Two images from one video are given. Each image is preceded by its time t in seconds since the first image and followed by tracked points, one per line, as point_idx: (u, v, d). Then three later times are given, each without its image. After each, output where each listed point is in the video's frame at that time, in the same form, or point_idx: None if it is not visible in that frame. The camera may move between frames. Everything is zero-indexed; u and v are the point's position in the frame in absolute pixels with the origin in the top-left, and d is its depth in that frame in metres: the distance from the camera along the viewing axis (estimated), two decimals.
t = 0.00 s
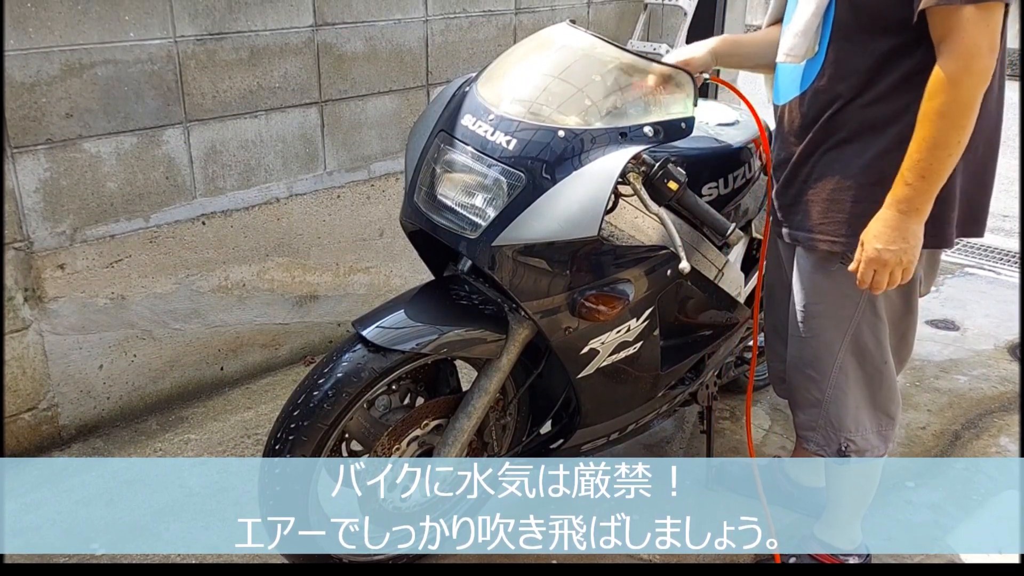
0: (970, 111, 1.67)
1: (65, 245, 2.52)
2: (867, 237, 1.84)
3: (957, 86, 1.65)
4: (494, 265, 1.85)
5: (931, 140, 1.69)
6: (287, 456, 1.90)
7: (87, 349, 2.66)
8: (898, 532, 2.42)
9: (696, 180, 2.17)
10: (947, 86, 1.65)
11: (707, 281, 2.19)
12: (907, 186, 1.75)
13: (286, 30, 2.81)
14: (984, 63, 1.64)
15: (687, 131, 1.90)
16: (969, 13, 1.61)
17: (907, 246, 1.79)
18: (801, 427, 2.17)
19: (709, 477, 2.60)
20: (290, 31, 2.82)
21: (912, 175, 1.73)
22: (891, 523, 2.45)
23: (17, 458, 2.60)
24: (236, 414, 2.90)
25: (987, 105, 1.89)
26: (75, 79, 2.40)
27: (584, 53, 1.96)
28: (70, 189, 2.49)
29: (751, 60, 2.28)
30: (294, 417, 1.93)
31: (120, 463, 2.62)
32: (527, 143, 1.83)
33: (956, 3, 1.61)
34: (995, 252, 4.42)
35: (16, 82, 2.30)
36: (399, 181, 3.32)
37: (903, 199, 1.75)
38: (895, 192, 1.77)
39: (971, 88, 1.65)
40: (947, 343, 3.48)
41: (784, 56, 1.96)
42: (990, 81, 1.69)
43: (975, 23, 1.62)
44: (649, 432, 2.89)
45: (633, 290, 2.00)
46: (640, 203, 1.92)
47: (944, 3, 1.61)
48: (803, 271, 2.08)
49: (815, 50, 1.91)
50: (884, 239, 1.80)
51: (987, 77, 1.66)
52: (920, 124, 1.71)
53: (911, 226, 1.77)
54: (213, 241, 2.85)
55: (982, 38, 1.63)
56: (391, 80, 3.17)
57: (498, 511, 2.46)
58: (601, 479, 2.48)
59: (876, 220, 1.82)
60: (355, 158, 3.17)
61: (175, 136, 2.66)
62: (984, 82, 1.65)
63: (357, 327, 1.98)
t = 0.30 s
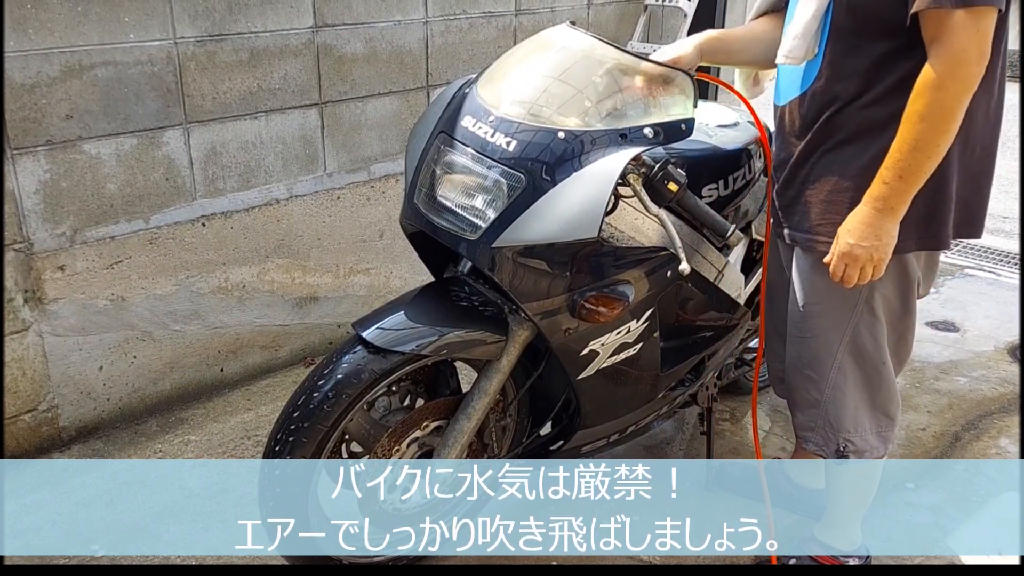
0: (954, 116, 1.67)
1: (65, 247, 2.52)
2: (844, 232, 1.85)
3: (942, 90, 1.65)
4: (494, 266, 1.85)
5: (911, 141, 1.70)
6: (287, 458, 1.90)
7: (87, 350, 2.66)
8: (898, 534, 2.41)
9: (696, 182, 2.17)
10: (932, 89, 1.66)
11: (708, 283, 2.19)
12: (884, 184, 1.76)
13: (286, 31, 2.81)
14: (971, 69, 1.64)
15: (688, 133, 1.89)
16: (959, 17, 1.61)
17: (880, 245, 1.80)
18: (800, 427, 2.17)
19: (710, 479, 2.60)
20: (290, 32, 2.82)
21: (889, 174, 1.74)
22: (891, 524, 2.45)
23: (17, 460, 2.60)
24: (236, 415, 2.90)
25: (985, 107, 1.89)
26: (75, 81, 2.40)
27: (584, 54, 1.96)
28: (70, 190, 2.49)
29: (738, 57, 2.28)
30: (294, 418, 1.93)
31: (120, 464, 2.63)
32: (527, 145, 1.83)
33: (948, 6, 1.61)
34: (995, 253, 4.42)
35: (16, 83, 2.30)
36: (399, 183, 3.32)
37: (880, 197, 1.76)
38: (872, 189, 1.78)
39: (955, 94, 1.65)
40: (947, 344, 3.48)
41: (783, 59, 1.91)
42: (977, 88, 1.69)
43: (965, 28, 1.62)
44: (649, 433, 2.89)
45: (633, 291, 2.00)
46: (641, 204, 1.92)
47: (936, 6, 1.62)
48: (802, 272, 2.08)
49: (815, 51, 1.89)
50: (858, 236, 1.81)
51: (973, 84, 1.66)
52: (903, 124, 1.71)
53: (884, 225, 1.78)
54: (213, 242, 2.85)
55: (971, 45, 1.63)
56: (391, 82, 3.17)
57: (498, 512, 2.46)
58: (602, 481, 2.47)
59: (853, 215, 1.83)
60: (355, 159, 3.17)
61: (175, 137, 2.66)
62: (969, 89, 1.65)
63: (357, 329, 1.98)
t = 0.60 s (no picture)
0: (966, 113, 1.67)
1: (65, 248, 2.52)
2: (867, 241, 1.84)
3: (951, 88, 1.65)
4: (494, 268, 1.85)
5: (926, 143, 1.70)
6: (287, 460, 1.90)
7: (87, 352, 2.66)
8: (898, 535, 2.41)
9: (696, 183, 2.17)
10: (941, 89, 1.66)
11: (707, 284, 2.19)
12: (903, 189, 1.75)
13: (287, 32, 2.81)
14: (978, 65, 1.64)
15: (688, 134, 1.90)
16: (963, 14, 1.62)
17: (907, 250, 1.78)
18: (799, 428, 2.17)
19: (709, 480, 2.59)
20: (290, 33, 2.82)
21: (909, 178, 1.73)
22: (891, 526, 2.45)
23: (17, 461, 2.60)
24: (236, 417, 2.90)
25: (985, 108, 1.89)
26: (75, 82, 2.40)
27: (584, 56, 1.96)
28: (70, 191, 2.49)
29: (731, 59, 2.28)
30: (294, 419, 1.93)
31: (120, 466, 2.63)
32: (527, 146, 1.83)
33: (950, 5, 1.61)
34: (995, 255, 4.41)
35: (16, 84, 2.30)
36: (399, 184, 3.32)
37: (901, 203, 1.75)
38: (893, 195, 1.77)
39: (966, 90, 1.65)
40: (947, 346, 3.48)
41: (782, 58, 1.93)
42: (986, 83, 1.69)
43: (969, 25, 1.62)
44: (649, 435, 2.89)
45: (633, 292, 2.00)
46: (641, 206, 1.90)
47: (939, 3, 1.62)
48: (802, 273, 2.07)
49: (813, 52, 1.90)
50: (883, 243, 1.80)
51: (982, 79, 1.66)
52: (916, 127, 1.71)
53: (909, 230, 1.77)
54: (213, 244, 2.85)
55: (976, 41, 1.63)
56: (391, 83, 3.17)
57: (498, 513, 2.46)
58: (602, 483, 2.49)
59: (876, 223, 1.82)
60: (355, 161, 3.17)
61: (175, 138, 2.66)
62: (979, 84, 1.65)
63: (357, 330, 1.98)
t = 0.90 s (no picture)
0: (969, 110, 1.67)
1: (65, 250, 2.52)
2: (869, 240, 1.83)
3: (955, 86, 1.65)
4: (494, 269, 1.85)
5: (929, 142, 1.70)
6: (287, 461, 1.90)
7: (87, 353, 2.66)
8: (898, 537, 2.41)
9: (696, 185, 2.17)
10: (944, 86, 1.65)
11: (707, 285, 2.19)
12: (906, 187, 1.75)
13: (287, 33, 2.81)
14: (981, 62, 1.64)
15: (688, 135, 1.90)
16: (964, 13, 1.62)
17: (909, 248, 1.78)
18: (801, 431, 2.17)
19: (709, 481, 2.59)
20: (290, 34, 2.82)
21: (912, 176, 1.73)
22: (891, 527, 2.45)
23: (17, 463, 2.60)
24: (236, 418, 2.90)
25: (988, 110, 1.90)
26: (75, 84, 2.41)
27: (584, 57, 1.96)
28: (70, 193, 2.49)
29: (736, 64, 2.28)
30: (294, 421, 1.93)
31: (120, 467, 2.63)
32: (527, 147, 1.83)
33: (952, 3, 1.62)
34: (995, 256, 4.41)
35: (16, 86, 2.30)
36: (399, 185, 3.32)
37: (904, 202, 1.75)
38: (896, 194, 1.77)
39: (969, 87, 1.65)
40: (947, 347, 3.48)
41: (780, 59, 1.94)
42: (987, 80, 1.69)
43: (971, 24, 1.62)
44: (649, 436, 2.89)
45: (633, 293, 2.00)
46: (641, 207, 1.92)
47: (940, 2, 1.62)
48: (804, 274, 2.08)
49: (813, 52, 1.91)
50: (885, 242, 1.79)
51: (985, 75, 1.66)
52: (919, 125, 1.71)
53: (912, 228, 1.77)
54: (213, 245, 2.85)
55: (980, 38, 1.63)
56: (391, 85, 3.17)
57: (498, 515, 2.46)
58: (602, 483, 2.56)
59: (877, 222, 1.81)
60: (355, 162, 3.17)
61: (176, 140, 2.67)
62: (981, 82, 1.65)
63: (357, 331, 1.98)
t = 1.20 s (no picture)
0: (950, 104, 1.66)
1: (65, 251, 2.52)
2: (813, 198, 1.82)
3: (943, 75, 1.64)
4: (494, 270, 1.85)
5: (905, 121, 1.69)
6: (288, 462, 1.90)
7: (87, 355, 2.66)
8: (898, 538, 2.41)
9: (696, 186, 2.17)
10: (932, 73, 1.65)
11: (707, 286, 2.18)
12: (869, 157, 1.74)
13: (287, 35, 2.81)
14: (977, 60, 1.63)
15: (688, 137, 1.91)
16: (968, 8, 1.61)
17: (846, 216, 1.78)
18: (802, 433, 2.17)
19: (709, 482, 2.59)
20: (290, 36, 2.82)
21: (875, 150, 1.73)
22: (891, 529, 2.45)
23: (18, 464, 2.60)
24: (236, 419, 2.90)
25: (989, 109, 1.91)
26: (75, 85, 2.41)
27: (584, 59, 1.96)
28: (70, 194, 2.49)
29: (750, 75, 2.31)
30: (294, 422, 1.93)
31: (121, 469, 2.63)
32: (527, 149, 1.83)
33: None
34: (995, 258, 4.42)
35: (16, 87, 2.30)
36: (399, 187, 3.32)
37: (859, 170, 1.74)
38: (852, 161, 1.76)
39: (956, 81, 1.64)
40: (947, 348, 3.48)
41: (780, 63, 1.94)
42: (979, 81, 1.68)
43: (975, 20, 1.61)
44: (649, 438, 2.89)
45: (633, 295, 2.00)
46: (640, 209, 1.93)
47: None
48: (806, 276, 2.08)
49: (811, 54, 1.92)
50: (826, 202, 1.79)
51: (976, 76, 1.65)
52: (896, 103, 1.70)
53: (858, 199, 1.77)
54: (213, 246, 2.85)
55: (980, 36, 1.62)
56: (391, 86, 3.17)
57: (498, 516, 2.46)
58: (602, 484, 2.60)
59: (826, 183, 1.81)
60: (355, 163, 3.17)
61: (176, 141, 2.67)
62: (971, 80, 1.65)
63: (357, 333, 1.98)
